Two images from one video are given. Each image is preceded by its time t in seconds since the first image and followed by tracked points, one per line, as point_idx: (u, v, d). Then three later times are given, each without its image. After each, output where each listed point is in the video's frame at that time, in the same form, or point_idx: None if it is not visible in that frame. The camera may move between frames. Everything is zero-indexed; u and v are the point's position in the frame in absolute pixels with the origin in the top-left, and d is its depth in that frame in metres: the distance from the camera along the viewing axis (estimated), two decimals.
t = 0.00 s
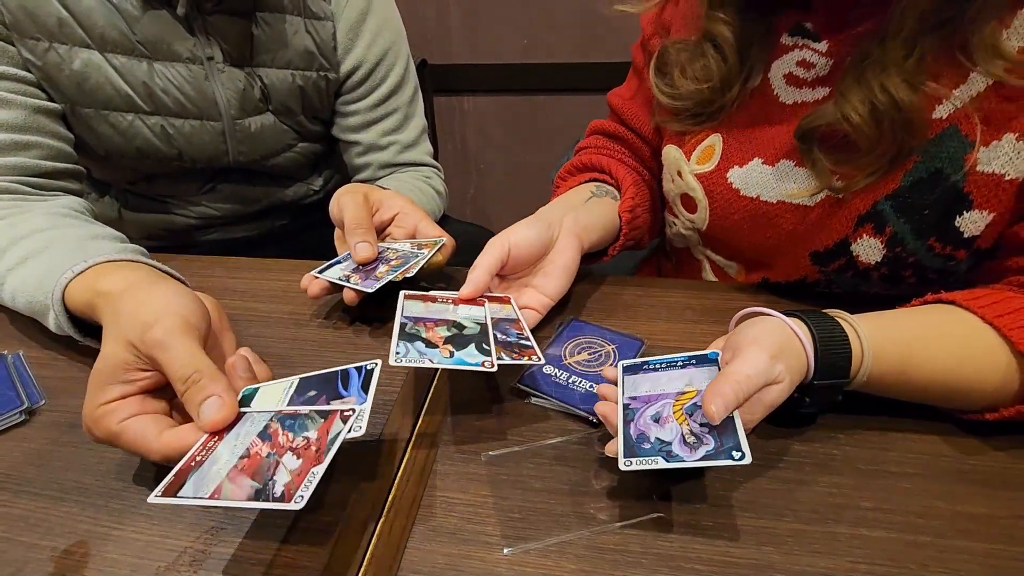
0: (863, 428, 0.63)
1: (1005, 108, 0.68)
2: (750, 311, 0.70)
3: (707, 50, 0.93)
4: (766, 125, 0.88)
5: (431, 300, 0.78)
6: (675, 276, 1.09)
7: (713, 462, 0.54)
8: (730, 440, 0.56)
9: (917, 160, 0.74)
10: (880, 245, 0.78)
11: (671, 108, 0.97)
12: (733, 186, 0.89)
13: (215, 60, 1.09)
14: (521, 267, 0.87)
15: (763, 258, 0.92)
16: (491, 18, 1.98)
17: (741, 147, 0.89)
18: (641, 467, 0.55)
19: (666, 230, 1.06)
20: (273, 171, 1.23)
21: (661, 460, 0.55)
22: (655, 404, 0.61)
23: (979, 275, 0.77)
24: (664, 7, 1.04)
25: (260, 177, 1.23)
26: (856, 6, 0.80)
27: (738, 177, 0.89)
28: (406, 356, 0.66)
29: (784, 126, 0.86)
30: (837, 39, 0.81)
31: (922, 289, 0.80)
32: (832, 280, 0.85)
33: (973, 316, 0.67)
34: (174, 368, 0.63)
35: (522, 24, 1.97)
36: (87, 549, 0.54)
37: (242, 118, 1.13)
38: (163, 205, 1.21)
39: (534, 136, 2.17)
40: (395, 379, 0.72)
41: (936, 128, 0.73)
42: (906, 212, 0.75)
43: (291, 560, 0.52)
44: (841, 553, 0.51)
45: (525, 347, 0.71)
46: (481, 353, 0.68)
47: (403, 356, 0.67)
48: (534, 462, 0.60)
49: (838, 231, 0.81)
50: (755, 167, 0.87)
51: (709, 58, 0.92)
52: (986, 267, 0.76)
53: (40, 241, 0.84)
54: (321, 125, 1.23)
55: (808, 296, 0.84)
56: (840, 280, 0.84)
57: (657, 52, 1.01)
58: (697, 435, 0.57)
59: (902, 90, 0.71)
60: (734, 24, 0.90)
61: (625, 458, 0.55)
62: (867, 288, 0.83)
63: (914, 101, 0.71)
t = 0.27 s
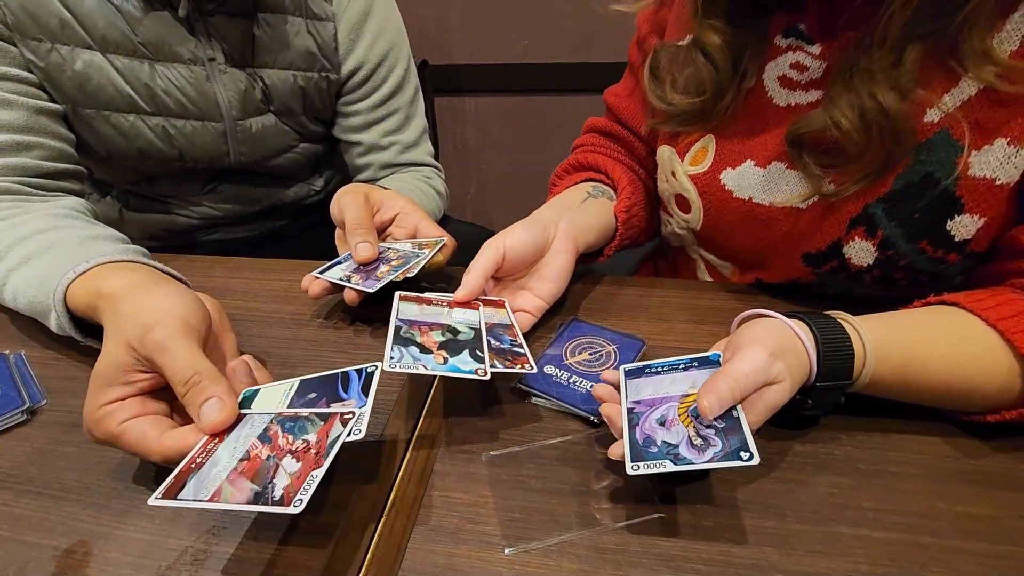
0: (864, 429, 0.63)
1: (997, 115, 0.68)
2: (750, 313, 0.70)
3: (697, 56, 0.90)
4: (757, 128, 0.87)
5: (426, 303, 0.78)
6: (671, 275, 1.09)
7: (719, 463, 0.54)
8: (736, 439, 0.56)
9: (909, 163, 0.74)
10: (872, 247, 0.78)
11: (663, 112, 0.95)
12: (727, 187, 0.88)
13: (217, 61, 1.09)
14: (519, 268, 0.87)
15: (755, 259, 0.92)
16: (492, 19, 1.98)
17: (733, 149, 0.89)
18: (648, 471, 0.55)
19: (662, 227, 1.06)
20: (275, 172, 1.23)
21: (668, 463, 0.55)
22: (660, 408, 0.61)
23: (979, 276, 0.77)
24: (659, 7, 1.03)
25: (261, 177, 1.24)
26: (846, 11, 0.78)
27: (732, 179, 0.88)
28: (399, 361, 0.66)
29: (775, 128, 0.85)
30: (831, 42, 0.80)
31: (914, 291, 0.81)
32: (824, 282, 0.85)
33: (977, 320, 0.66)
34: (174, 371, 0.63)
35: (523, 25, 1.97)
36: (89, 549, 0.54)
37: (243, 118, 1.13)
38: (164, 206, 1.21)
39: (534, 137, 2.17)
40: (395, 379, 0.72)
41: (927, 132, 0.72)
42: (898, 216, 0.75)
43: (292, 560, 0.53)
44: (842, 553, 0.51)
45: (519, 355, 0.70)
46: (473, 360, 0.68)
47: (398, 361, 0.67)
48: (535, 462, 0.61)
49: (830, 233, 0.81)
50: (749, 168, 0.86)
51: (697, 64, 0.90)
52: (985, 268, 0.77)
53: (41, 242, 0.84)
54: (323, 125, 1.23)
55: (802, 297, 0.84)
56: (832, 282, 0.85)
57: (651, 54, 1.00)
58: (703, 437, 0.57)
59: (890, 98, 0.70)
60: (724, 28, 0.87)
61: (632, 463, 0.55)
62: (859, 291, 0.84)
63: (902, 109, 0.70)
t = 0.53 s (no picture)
0: (864, 428, 0.64)
1: (993, 118, 0.68)
2: (750, 313, 0.70)
3: (690, 66, 0.91)
4: (753, 132, 0.87)
5: (433, 306, 0.78)
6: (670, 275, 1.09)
7: (720, 462, 0.54)
8: (734, 440, 0.56)
9: (904, 167, 0.73)
10: (869, 250, 0.78)
11: (659, 117, 0.95)
12: (723, 190, 0.88)
13: (219, 62, 1.09)
14: (523, 273, 0.86)
15: (754, 260, 0.92)
16: (493, 19, 1.98)
17: (729, 153, 0.89)
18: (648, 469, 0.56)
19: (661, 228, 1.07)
20: (278, 172, 1.23)
21: (667, 461, 0.55)
22: (661, 407, 0.61)
23: (979, 276, 0.77)
24: (655, 10, 1.03)
25: (263, 177, 1.24)
26: (842, 14, 0.78)
27: (728, 182, 0.88)
28: (408, 365, 0.66)
29: (771, 132, 0.85)
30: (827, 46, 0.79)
31: (911, 291, 0.81)
32: (821, 283, 0.86)
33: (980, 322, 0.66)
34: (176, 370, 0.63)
35: (523, 25, 1.97)
36: (92, 547, 0.54)
37: (245, 119, 1.13)
38: (165, 206, 1.21)
39: (535, 137, 2.17)
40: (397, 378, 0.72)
41: (923, 136, 0.72)
42: (893, 219, 0.75)
43: (293, 559, 0.53)
44: (842, 552, 0.51)
45: (528, 358, 0.70)
46: (482, 364, 0.67)
47: (406, 365, 0.66)
48: (536, 461, 0.61)
49: (826, 236, 0.81)
50: (745, 172, 0.86)
51: (693, 72, 0.90)
52: (982, 269, 0.77)
53: (44, 243, 0.85)
54: (324, 126, 1.23)
55: (804, 297, 0.84)
56: (829, 283, 0.85)
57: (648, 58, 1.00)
58: (703, 437, 0.57)
59: (884, 103, 0.70)
60: (717, 36, 0.88)
61: (632, 460, 0.56)
62: (856, 292, 0.84)
63: (896, 114, 0.70)
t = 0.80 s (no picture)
0: (865, 429, 0.63)
1: (995, 117, 0.68)
2: (751, 313, 0.70)
3: (690, 62, 0.90)
4: (754, 132, 0.87)
5: (437, 305, 0.78)
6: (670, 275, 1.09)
7: (719, 462, 0.54)
8: (734, 441, 0.56)
9: (906, 166, 0.73)
10: (870, 250, 0.78)
11: (659, 117, 0.94)
12: (724, 190, 0.88)
13: (220, 59, 1.09)
14: (526, 272, 0.86)
15: (754, 260, 0.92)
16: (494, 18, 1.98)
17: (730, 153, 0.88)
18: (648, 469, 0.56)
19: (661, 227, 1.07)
20: (280, 170, 1.23)
21: (667, 461, 0.55)
22: (661, 407, 0.61)
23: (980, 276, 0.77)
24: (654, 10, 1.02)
25: (265, 176, 1.24)
26: (843, 13, 0.78)
27: (729, 182, 0.88)
28: (412, 363, 0.66)
29: (772, 132, 0.85)
30: (828, 45, 0.79)
31: (911, 292, 0.81)
32: (822, 283, 0.85)
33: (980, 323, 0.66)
34: (177, 370, 0.63)
35: (524, 24, 1.97)
36: (93, 547, 0.54)
37: (246, 116, 1.13)
38: (165, 203, 1.21)
39: (535, 136, 2.17)
40: (398, 378, 0.72)
41: (925, 135, 0.72)
42: (894, 218, 0.75)
43: (294, 558, 0.53)
44: (842, 553, 0.51)
45: (533, 357, 0.70)
46: (487, 363, 0.67)
47: (411, 363, 0.66)
48: (537, 461, 0.61)
49: (828, 236, 0.81)
50: (744, 172, 0.86)
51: (692, 71, 0.90)
52: (985, 268, 0.77)
53: (48, 242, 0.85)
54: (325, 125, 1.23)
55: (806, 297, 0.84)
56: (829, 283, 0.85)
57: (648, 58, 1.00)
58: (702, 437, 0.57)
59: (885, 103, 0.70)
60: (716, 35, 0.88)
61: (632, 460, 0.56)
62: (856, 292, 0.84)
63: (898, 114, 0.70)
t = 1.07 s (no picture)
0: (866, 429, 0.63)
1: (998, 116, 0.68)
2: (751, 314, 0.70)
3: (691, 62, 0.90)
4: (756, 131, 0.87)
5: (440, 304, 0.78)
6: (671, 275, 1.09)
7: (719, 463, 0.54)
8: (737, 442, 0.55)
9: (909, 165, 0.73)
10: (872, 249, 0.78)
11: (659, 117, 0.95)
12: (726, 189, 0.88)
13: (210, 45, 1.09)
14: (529, 272, 0.86)
15: (755, 260, 0.92)
16: (495, 17, 1.98)
17: (732, 152, 0.88)
18: (649, 471, 0.56)
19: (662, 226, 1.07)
20: (275, 159, 1.23)
21: (668, 464, 0.55)
22: (662, 409, 0.61)
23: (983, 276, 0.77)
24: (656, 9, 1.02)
25: (260, 164, 1.23)
26: (844, 13, 0.78)
27: (730, 181, 0.88)
28: (416, 361, 0.66)
29: (773, 131, 0.85)
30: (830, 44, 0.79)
31: (914, 291, 0.81)
32: (824, 283, 0.85)
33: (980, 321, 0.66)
34: (179, 361, 0.64)
35: (525, 23, 1.97)
36: (95, 546, 0.54)
37: (238, 103, 1.13)
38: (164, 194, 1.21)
39: (536, 136, 2.16)
40: (399, 377, 0.72)
41: (927, 134, 0.72)
42: (897, 218, 0.75)
43: (295, 557, 0.53)
44: (844, 553, 0.51)
45: (536, 357, 0.70)
46: (492, 363, 0.67)
47: (415, 362, 0.66)
48: (537, 461, 0.61)
49: (830, 235, 0.81)
50: (745, 171, 0.86)
51: (693, 70, 0.90)
52: (988, 268, 0.77)
53: (62, 239, 0.86)
54: (313, 116, 1.24)
55: (807, 298, 0.84)
56: (831, 283, 0.85)
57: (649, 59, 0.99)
58: (703, 438, 0.57)
59: (888, 102, 0.70)
60: (717, 36, 0.88)
61: (633, 463, 0.56)
62: (857, 292, 0.84)
63: (899, 113, 0.70)
